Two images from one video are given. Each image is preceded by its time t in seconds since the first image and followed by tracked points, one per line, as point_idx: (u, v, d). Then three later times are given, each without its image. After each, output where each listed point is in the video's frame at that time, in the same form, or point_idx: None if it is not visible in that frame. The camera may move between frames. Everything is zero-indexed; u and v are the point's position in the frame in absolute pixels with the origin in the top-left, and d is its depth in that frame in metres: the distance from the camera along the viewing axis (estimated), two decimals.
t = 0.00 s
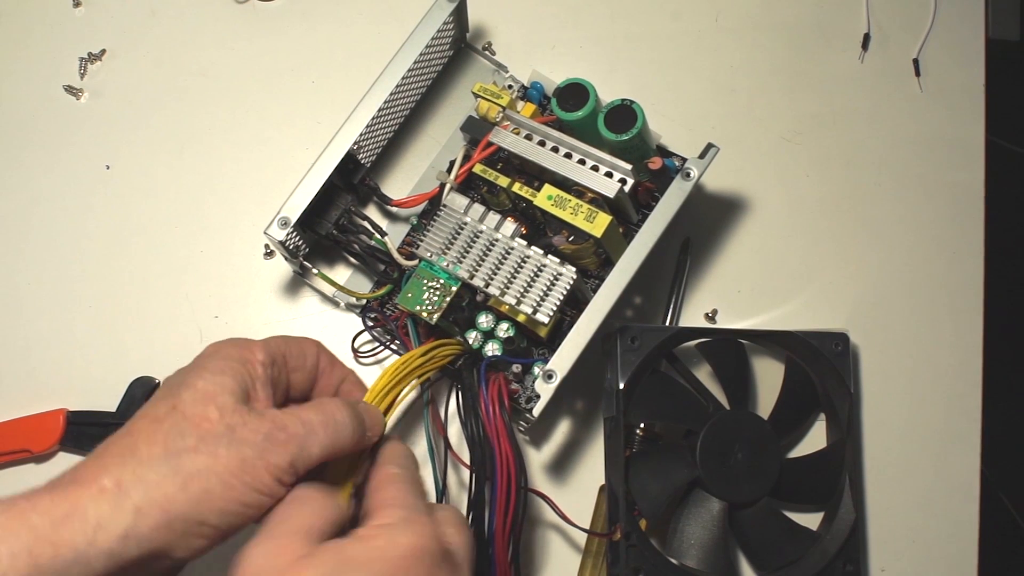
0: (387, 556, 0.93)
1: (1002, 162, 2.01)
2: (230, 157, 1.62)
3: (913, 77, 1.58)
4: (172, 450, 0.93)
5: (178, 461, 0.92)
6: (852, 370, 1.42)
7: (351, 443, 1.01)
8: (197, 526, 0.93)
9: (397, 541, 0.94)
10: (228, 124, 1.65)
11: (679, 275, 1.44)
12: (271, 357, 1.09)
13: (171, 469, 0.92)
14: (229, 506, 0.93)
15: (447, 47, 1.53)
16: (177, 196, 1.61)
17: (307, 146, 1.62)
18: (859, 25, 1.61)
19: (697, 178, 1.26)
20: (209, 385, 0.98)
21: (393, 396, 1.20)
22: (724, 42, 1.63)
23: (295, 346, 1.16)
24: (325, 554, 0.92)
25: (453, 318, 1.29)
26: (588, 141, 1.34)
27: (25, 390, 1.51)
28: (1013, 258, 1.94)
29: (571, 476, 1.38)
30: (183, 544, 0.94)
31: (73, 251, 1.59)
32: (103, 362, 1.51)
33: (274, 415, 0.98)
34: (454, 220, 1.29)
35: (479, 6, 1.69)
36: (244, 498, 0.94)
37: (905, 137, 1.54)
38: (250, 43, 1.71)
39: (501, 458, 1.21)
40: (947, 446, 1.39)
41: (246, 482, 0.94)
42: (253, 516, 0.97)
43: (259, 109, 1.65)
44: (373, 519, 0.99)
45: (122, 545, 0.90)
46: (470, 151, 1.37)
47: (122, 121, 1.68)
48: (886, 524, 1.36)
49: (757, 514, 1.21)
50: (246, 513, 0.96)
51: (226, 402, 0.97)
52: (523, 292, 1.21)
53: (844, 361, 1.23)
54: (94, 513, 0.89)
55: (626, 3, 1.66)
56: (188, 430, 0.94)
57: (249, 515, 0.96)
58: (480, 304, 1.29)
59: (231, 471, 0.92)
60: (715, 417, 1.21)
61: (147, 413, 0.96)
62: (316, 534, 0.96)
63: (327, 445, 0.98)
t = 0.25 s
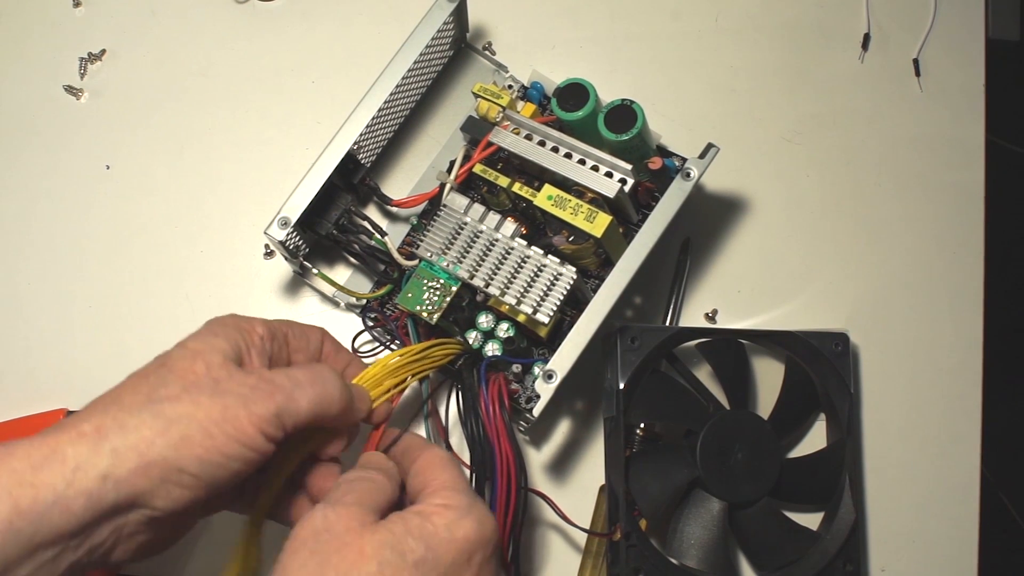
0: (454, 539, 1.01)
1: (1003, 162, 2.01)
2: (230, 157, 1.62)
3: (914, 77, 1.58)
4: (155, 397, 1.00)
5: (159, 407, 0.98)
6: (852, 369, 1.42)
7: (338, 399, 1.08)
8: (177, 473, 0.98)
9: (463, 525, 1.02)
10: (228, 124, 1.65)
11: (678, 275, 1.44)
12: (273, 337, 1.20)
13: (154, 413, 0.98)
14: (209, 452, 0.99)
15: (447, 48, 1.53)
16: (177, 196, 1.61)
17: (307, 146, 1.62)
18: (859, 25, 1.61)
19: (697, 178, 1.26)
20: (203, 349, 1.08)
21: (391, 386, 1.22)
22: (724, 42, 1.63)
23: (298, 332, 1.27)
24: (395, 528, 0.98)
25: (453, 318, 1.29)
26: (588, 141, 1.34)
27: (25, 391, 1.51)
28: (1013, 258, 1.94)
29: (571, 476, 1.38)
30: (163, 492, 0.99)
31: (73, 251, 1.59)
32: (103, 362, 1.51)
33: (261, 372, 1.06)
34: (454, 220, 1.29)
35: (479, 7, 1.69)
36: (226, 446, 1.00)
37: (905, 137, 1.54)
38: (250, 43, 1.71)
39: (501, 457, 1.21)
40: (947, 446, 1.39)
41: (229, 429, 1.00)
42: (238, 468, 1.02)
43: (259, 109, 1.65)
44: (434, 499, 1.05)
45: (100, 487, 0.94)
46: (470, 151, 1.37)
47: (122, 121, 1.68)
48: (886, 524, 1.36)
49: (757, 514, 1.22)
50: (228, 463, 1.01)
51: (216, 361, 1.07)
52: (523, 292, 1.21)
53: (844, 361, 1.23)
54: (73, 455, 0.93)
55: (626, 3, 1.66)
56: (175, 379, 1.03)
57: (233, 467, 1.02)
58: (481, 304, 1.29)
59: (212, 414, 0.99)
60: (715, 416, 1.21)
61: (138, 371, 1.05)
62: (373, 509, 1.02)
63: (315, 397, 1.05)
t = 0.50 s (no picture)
0: (465, 540, 1.00)
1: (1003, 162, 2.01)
2: (230, 157, 1.62)
3: (914, 77, 1.58)
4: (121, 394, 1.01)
5: (118, 398, 0.99)
6: (852, 369, 1.42)
7: (308, 398, 1.07)
8: (134, 465, 0.99)
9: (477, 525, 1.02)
10: (228, 125, 1.65)
11: (677, 275, 1.44)
12: (255, 347, 1.22)
13: (112, 405, 0.99)
14: (166, 446, 0.99)
15: (447, 48, 1.53)
16: (177, 196, 1.61)
17: (307, 146, 1.62)
18: (859, 25, 1.61)
19: (697, 179, 1.26)
20: (175, 352, 1.11)
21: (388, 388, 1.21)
22: (724, 42, 1.63)
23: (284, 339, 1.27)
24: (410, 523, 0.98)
25: (453, 319, 1.29)
26: (588, 142, 1.34)
27: (24, 391, 1.51)
28: (1013, 259, 1.94)
29: (571, 476, 1.38)
30: (119, 485, 1.00)
31: (73, 251, 1.59)
32: (103, 363, 1.51)
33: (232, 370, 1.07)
34: (454, 221, 1.29)
35: (479, 7, 1.69)
36: (186, 441, 1.00)
37: (905, 137, 1.55)
38: (250, 43, 1.71)
39: (502, 457, 1.22)
40: (947, 446, 1.39)
41: (189, 423, 0.99)
42: (205, 464, 1.03)
43: (259, 109, 1.65)
44: (451, 497, 1.05)
45: (57, 477, 0.96)
46: (470, 152, 1.36)
47: (122, 121, 1.68)
48: (886, 524, 1.36)
49: (757, 514, 1.21)
50: (189, 457, 1.01)
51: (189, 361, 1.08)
52: (523, 293, 1.21)
53: (844, 361, 1.23)
54: (31, 445, 0.95)
55: (626, 3, 1.66)
56: (141, 375, 1.05)
57: (196, 462, 1.02)
58: (480, 304, 1.29)
59: (169, 408, 0.99)
60: (714, 416, 1.21)
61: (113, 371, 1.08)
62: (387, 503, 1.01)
63: (281, 395, 1.05)
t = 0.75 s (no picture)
0: (431, 519, 1.04)
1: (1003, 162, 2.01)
2: (231, 157, 1.62)
3: (914, 77, 1.58)
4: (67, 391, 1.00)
5: (61, 398, 0.99)
6: (852, 369, 1.42)
7: (258, 401, 1.04)
8: (76, 468, 0.99)
9: (441, 501, 1.06)
10: (228, 125, 1.65)
11: (677, 275, 1.44)
12: (208, 337, 1.20)
13: (54, 405, 0.98)
14: (109, 447, 0.98)
15: (447, 48, 1.53)
16: (177, 196, 1.61)
17: (307, 146, 1.62)
18: (859, 25, 1.61)
19: (697, 179, 1.26)
20: (122, 342, 1.07)
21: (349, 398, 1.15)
22: (724, 42, 1.63)
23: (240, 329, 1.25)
24: (379, 516, 1.02)
25: (453, 318, 1.29)
26: (588, 141, 1.34)
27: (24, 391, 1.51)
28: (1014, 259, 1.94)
29: (571, 476, 1.38)
30: (62, 487, 1.00)
31: (73, 251, 1.59)
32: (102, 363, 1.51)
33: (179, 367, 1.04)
34: (454, 221, 1.29)
35: (479, 7, 1.69)
36: (129, 443, 0.99)
37: (905, 137, 1.55)
38: (250, 43, 1.71)
39: (503, 458, 1.21)
40: (947, 446, 1.39)
41: (134, 428, 0.98)
42: (150, 466, 1.02)
43: (259, 109, 1.65)
44: (415, 484, 1.09)
45: None
46: (470, 152, 1.36)
47: (122, 121, 1.68)
48: (886, 525, 1.36)
49: (756, 514, 1.21)
50: (132, 460, 1.00)
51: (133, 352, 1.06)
52: (523, 293, 1.21)
53: (843, 361, 1.23)
54: None
55: (626, 3, 1.66)
56: (84, 369, 1.03)
57: (141, 465, 1.01)
58: (481, 304, 1.29)
59: (113, 409, 0.98)
60: (715, 416, 1.21)
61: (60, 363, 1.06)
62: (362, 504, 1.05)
63: (230, 399, 1.02)
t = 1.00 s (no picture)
0: (435, 509, 1.09)
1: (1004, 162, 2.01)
2: (230, 157, 1.62)
3: (914, 77, 1.58)
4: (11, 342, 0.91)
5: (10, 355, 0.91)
6: (854, 370, 1.42)
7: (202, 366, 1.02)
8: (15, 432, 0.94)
9: (445, 493, 1.11)
10: (228, 124, 1.65)
11: (677, 275, 1.44)
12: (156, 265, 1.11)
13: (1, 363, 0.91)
14: (54, 414, 0.93)
15: (447, 48, 1.53)
16: (176, 196, 1.60)
17: (307, 146, 1.62)
18: (859, 25, 1.61)
19: (697, 179, 1.26)
20: (67, 285, 0.97)
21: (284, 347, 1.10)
22: (724, 42, 1.63)
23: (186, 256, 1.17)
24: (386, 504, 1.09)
25: (453, 318, 1.30)
26: (588, 141, 1.34)
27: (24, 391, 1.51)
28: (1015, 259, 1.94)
29: (571, 476, 1.38)
30: None
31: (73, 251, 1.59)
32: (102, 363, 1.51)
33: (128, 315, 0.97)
34: (454, 221, 1.29)
35: (479, 6, 1.69)
36: (72, 409, 0.93)
37: (905, 137, 1.55)
38: (250, 43, 1.71)
39: (507, 457, 1.21)
40: (947, 446, 1.39)
41: (81, 393, 0.93)
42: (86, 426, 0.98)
43: (259, 109, 1.65)
44: (423, 480, 1.16)
45: None
46: (470, 152, 1.36)
47: (122, 121, 1.68)
48: (886, 525, 1.36)
49: (757, 515, 1.21)
50: (72, 423, 0.96)
51: (80, 294, 0.96)
52: (523, 293, 1.21)
53: (844, 361, 1.23)
54: None
55: (626, 3, 1.66)
56: (30, 316, 0.93)
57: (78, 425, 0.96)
58: (481, 304, 1.29)
59: (66, 376, 0.92)
60: (717, 416, 1.21)
61: None
62: (377, 498, 1.14)
63: (179, 367, 0.99)
